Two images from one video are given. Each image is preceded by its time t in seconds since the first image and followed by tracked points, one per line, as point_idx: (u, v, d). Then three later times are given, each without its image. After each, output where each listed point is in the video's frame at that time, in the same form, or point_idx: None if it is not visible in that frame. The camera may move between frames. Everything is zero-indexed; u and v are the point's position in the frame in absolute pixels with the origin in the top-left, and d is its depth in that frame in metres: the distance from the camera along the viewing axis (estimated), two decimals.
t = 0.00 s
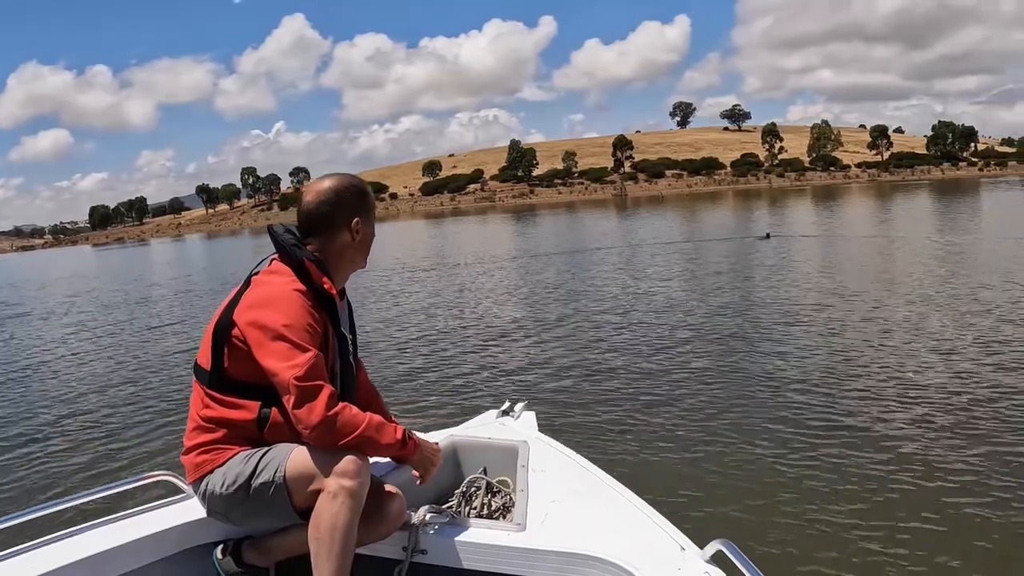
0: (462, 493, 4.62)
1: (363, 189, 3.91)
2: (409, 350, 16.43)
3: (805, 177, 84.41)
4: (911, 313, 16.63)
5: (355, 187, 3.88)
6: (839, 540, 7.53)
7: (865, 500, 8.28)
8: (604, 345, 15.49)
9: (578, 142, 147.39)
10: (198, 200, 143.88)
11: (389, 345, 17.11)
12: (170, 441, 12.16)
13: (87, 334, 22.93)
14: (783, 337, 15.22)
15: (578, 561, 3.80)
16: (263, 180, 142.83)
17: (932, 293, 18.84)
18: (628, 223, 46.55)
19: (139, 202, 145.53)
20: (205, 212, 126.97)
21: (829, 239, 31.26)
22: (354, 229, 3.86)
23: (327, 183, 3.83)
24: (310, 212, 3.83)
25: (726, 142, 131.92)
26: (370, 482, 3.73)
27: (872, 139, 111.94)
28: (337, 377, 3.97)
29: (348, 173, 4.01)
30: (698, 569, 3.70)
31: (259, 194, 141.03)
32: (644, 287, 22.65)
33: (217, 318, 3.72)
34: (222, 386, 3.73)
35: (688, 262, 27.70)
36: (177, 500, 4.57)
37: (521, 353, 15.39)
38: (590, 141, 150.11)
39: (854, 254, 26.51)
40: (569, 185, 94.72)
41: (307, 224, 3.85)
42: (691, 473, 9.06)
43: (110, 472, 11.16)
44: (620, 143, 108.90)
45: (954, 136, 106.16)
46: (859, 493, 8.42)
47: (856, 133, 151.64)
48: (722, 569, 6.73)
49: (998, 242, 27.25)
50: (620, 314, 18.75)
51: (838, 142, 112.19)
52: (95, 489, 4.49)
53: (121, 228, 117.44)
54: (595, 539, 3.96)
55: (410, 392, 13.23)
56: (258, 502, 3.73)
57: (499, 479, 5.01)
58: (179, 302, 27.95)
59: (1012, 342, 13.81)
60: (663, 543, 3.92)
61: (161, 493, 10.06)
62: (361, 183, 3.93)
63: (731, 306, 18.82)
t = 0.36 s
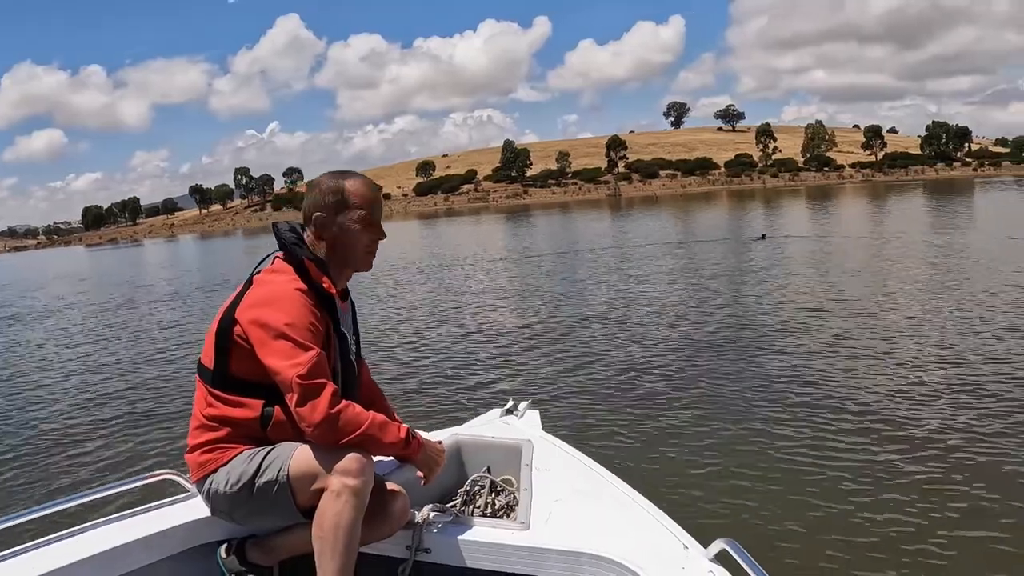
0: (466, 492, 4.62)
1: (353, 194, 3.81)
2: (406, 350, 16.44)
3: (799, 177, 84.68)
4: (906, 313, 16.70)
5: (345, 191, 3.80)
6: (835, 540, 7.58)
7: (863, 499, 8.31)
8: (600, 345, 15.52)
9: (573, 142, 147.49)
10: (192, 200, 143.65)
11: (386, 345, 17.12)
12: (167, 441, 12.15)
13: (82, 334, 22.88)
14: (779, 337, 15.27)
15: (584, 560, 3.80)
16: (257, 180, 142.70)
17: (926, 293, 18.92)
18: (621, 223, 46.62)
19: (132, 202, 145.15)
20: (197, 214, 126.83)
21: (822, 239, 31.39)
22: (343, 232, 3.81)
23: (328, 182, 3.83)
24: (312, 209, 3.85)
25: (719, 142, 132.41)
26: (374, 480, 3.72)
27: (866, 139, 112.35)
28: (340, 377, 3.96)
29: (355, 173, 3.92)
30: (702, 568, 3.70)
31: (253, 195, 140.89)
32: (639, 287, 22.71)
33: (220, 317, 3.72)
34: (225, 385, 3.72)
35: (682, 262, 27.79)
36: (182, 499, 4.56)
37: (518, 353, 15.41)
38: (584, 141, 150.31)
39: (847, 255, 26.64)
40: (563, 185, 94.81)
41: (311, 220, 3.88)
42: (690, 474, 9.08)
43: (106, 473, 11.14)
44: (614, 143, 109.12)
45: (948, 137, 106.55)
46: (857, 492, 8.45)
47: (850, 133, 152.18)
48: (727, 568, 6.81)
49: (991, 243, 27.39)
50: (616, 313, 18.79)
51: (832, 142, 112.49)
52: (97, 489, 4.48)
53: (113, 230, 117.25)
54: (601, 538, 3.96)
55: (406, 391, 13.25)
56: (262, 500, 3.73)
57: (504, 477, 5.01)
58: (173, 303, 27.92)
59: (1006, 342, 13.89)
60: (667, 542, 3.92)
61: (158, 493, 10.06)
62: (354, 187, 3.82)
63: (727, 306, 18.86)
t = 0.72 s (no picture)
0: (472, 495, 4.61)
1: (331, 204, 3.78)
2: (403, 351, 16.44)
3: (793, 177, 84.88)
4: (902, 314, 16.71)
5: (324, 202, 3.78)
6: (839, 539, 7.60)
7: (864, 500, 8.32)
8: (597, 345, 15.50)
9: (569, 142, 147.49)
10: (186, 201, 143.36)
11: (382, 346, 17.12)
12: (162, 443, 12.08)
13: (76, 336, 22.79)
14: (776, 338, 15.26)
15: (590, 562, 3.80)
16: (252, 181, 142.50)
17: (922, 294, 18.94)
18: (614, 224, 46.60)
19: (126, 204, 144.82)
20: (191, 215, 126.52)
21: (816, 240, 31.48)
22: (325, 242, 3.81)
23: (320, 190, 3.83)
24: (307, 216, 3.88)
25: (714, 142, 132.66)
26: (377, 483, 3.72)
27: (861, 140, 112.65)
28: (342, 381, 3.95)
29: (343, 179, 3.88)
30: (708, 568, 3.71)
31: (248, 195, 140.68)
32: (635, 287, 22.74)
33: (220, 324, 3.72)
34: (227, 390, 3.72)
35: (677, 262, 27.84)
36: (188, 503, 4.56)
37: (514, 354, 15.38)
38: (579, 142, 150.43)
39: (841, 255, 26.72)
40: (558, 185, 94.79)
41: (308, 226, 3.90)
42: (690, 476, 9.07)
43: (101, 476, 11.07)
44: (609, 143, 109.23)
45: (943, 137, 106.74)
46: (859, 494, 8.47)
47: (844, 134, 152.56)
48: (734, 570, 6.75)
49: (985, 243, 27.44)
50: (612, 314, 18.77)
51: (827, 143, 112.60)
52: (103, 494, 4.48)
53: (107, 231, 116.83)
54: (608, 539, 3.96)
55: (404, 393, 13.24)
56: (267, 505, 3.72)
57: (509, 479, 5.01)
58: (167, 304, 27.83)
59: (1002, 342, 13.92)
60: (672, 543, 3.93)
61: (154, 496, 9.99)
62: (334, 197, 3.78)
63: (722, 306, 18.85)
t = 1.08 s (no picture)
0: (475, 496, 4.61)
1: (324, 206, 3.77)
2: (398, 351, 16.44)
3: (788, 177, 85.04)
4: (893, 314, 16.72)
5: (318, 204, 3.78)
6: (841, 540, 7.61)
7: (862, 500, 8.34)
8: (590, 346, 15.49)
9: (563, 143, 147.53)
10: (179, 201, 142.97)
11: (378, 347, 17.12)
12: (155, 446, 12.03)
13: (69, 338, 22.70)
14: (769, 338, 15.25)
15: (594, 563, 3.79)
16: (245, 182, 142.26)
17: (913, 293, 18.96)
18: (604, 225, 46.55)
19: (119, 205, 144.44)
20: (184, 215, 126.19)
21: (808, 240, 31.55)
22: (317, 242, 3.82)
23: (317, 192, 3.83)
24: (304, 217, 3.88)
25: (708, 142, 132.83)
26: (377, 483, 3.71)
27: (855, 140, 112.92)
28: (342, 381, 3.95)
29: (338, 180, 3.86)
30: (711, 569, 3.71)
31: (242, 196, 140.44)
32: (628, 287, 22.78)
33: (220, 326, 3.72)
34: (227, 392, 3.71)
35: (670, 262, 27.87)
36: (190, 503, 4.56)
37: (508, 355, 15.34)
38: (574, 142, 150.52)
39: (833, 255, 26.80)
40: (552, 186, 94.76)
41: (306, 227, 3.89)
42: (687, 478, 9.05)
43: (94, 480, 11.02)
44: (602, 143, 109.30)
45: (937, 137, 106.97)
46: (858, 493, 8.48)
47: (838, 134, 152.92)
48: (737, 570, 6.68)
49: (974, 243, 27.55)
50: (604, 315, 18.76)
51: (821, 142, 112.70)
52: (104, 495, 4.48)
53: (100, 232, 116.46)
54: (611, 540, 3.96)
55: (400, 393, 13.23)
56: (267, 506, 3.71)
57: (512, 480, 5.01)
58: (157, 306, 27.71)
59: (995, 341, 13.99)
60: (675, 544, 3.92)
61: (146, 499, 9.95)
62: (329, 198, 3.77)
63: (714, 307, 18.85)
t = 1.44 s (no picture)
0: (475, 492, 4.61)
1: (325, 199, 3.76)
2: (394, 351, 16.49)
3: (781, 177, 85.31)
4: (886, 314, 16.77)
5: (319, 197, 3.77)
6: (836, 539, 7.67)
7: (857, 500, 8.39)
8: (585, 346, 15.51)
9: (557, 143, 147.64)
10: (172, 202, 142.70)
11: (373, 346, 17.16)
12: (149, 445, 12.02)
13: (64, 338, 22.71)
14: (763, 338, 15.29)
15: (592, 560, 3.79)
16: (238, 182, 142.04)
17: (905, 294, 19.03)
18: (597, 225, 46.62)
19: (111, 206, 143.98)
20: (177, 215, 126.01)
21: (801, 240, 31.70)
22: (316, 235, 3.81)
23: (322, 184, 3.80)
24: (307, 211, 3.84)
25: (702, 142, 133.21)
26: (378, 479, 3.71)
27: (849, 141, 113.28)
28: (344, 376, 3.94)
29: (339, 173, 3.84)
30: (711, 568, 3.72)
31: (235, 197, 140.25)
32: (623, 287, 22.88)
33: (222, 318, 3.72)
34: (230, 385, 3.71)
35: (664, 262, 27.99)
36: (190, 496, 4.56)
37: (503, 355, 15.35)
38: (568, 143, 150.71)
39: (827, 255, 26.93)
40: (546, 186, 94.89)
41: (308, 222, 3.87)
42: (683, 477, 9.09)
43: (89, 480, 11.01)
44: (595, 144, 109.50)
45: (930, 137, 107.25)
46: (854, 493, 8.53)
47: (832, 135, 153.41)
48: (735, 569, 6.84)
49: (966, 243, 27.66)
50: (598, 315, 18.79)
51: (815, 142, 112.96)
52: (102, 489, 4.47)
53: (92, 232, 116.15)
54: (611, 538, 3.96)
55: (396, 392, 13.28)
56: (267, 500, 3.71)
57: (512, 477, 5.01)
58: (150, 307, 27.67)
59: (988, 341, 14.08)
60: (674, 542, 3.93)
61: (141, 499, 9.94)
62: (330, 191, 3.76)
63: (707, 307, 18.89)
